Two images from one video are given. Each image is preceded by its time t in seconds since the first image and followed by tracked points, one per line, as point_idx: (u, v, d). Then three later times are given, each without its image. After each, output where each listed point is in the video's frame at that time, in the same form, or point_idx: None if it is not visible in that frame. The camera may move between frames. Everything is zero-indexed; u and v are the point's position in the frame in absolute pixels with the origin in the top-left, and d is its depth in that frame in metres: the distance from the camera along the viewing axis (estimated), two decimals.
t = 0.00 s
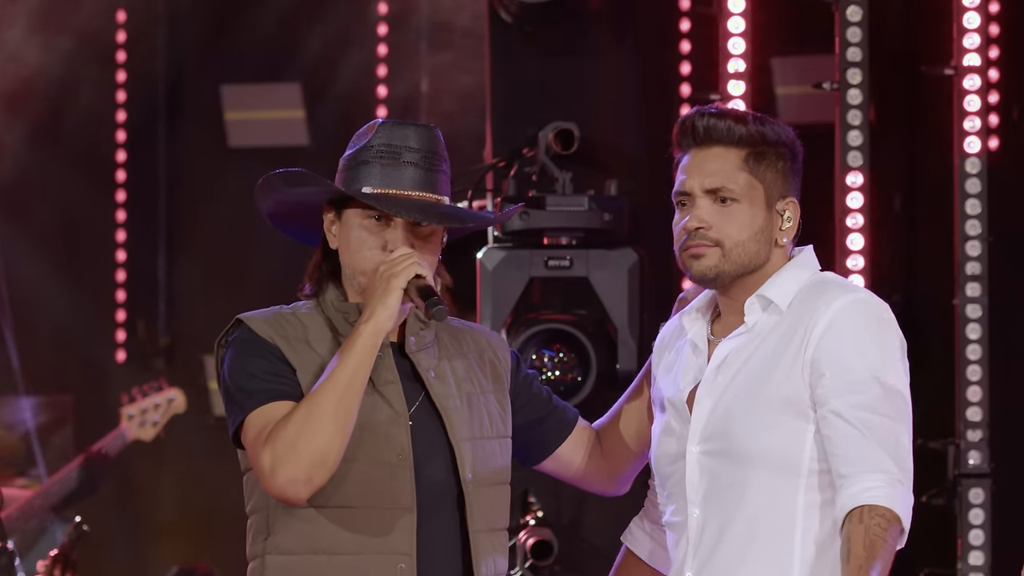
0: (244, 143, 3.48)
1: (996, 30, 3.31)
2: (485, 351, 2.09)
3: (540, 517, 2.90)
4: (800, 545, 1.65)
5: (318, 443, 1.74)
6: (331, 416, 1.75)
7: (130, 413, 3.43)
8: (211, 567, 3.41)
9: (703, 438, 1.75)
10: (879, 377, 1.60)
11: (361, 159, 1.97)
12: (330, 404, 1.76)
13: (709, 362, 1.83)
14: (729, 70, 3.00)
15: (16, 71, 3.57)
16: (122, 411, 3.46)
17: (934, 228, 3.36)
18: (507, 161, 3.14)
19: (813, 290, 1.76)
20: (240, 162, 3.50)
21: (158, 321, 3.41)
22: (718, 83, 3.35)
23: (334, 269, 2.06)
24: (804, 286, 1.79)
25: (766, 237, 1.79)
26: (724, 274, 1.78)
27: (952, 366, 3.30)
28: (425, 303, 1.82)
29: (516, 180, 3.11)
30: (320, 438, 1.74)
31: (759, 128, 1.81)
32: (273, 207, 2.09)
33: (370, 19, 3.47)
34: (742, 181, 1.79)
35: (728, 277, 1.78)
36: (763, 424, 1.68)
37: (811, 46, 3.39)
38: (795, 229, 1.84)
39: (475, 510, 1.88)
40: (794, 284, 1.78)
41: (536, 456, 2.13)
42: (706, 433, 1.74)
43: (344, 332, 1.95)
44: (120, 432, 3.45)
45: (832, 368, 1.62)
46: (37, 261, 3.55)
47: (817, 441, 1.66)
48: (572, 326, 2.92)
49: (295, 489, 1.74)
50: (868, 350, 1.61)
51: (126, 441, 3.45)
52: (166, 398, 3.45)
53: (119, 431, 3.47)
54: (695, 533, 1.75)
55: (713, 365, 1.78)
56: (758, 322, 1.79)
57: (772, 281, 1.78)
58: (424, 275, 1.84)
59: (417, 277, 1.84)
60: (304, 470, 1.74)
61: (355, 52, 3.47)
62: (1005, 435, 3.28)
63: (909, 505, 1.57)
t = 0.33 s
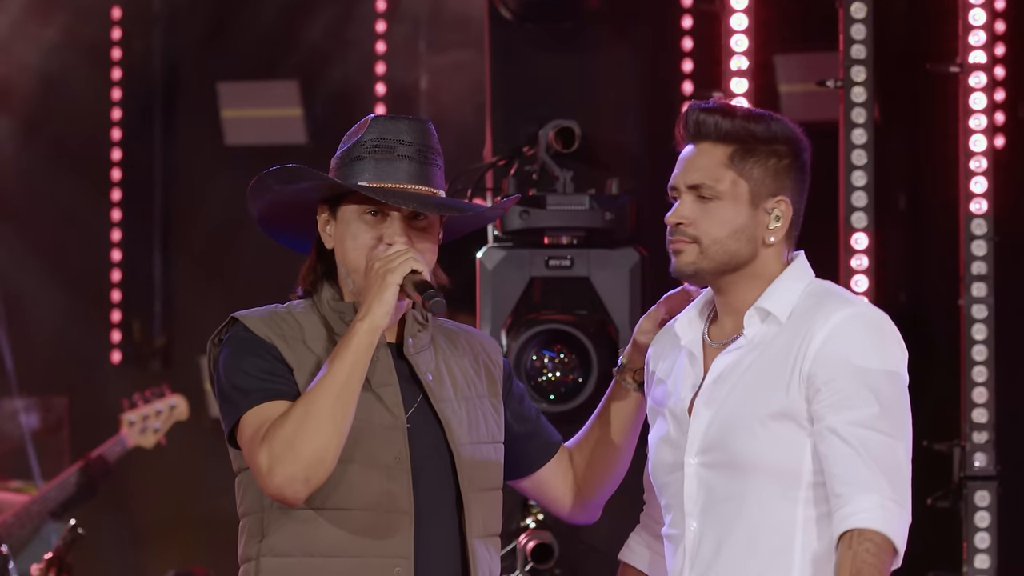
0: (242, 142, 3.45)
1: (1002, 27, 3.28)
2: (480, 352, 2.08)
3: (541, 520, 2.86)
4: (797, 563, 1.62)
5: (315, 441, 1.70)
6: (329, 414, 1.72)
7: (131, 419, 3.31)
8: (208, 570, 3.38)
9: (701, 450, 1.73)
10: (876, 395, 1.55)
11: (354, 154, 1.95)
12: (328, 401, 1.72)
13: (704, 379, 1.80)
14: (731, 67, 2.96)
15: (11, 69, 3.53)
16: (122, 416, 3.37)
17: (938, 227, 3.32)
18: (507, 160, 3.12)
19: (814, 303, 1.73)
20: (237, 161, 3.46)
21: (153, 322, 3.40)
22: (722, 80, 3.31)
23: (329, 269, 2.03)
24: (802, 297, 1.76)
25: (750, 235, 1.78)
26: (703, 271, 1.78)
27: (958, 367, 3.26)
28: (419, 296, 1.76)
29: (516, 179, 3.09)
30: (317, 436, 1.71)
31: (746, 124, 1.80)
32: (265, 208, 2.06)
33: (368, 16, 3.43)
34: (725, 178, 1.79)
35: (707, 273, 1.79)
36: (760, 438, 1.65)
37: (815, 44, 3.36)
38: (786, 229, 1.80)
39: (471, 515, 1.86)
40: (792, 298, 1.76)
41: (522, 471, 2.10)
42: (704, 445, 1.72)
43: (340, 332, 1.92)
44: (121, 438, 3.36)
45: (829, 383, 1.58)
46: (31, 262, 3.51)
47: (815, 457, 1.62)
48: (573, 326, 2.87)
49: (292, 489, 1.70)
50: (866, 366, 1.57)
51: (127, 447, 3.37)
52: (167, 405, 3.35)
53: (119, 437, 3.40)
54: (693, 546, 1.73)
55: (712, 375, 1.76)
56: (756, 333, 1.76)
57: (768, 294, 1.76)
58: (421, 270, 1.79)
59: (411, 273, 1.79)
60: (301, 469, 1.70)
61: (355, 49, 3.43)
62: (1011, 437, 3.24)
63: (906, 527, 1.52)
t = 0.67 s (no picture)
0: (238, 140, 3.41)
1: (1007, 24, 3.23)
2: (474, 355, 2.06)
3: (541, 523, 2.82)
4: None
5: (314, 447, 1.67)
6: (327, 419, 1.68)
7: (130, 422, 3.32)
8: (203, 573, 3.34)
9: (699, 464, 1.72)
10: (875, 415, 1.56)
11: (342, 155, 1.92)
12: (327, 406, 1.69)
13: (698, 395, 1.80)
14: (734, 65, 2.92)
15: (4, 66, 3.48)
16: (122, 419, 3.35)
17: (943, 225, 3.28)
18: (507, 158, 3.08)
19: (812, 316, 1.71)
20: (233, 160, 3.42)
21: (148, 322, 3.38)
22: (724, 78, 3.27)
23: (323, 268, 1.98)
24: (800, 307, 1.75)
25: (719, 241, 1.79)
26: (672, 271, 1.83)
27: (962, 367, 3.22)
28: (419, 301, 1.74)
29: (516, 178, 3.05)
30: (315, 442, 1.67)
31: (728, 128, 1.80)
32: (259, 208, 2.02)
33: (366, 12, 3.38)
34: (700, 181, 1.81)
35: (677, 273, 1.83)
36: (757, 455, 1.65)
37: (818, 41, 3.32)
38: (761, 239, 1.80)
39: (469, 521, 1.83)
40: (791, 311, 1.74)
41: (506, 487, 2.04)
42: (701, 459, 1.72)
43: (336, 334, 1.88)
44: (120, 441, 3.35)
45: (827, 402, 1.58)
46: (25, 263, 3.47)
47: (811, 475, 1.62)
48: (573, 327, 2.83)
49: (290, 495, 1.67)
50: (864, 386, 1.57)
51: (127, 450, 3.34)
52: (168, 407, 3.34)
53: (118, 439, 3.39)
54: (690, 562, 1.72)
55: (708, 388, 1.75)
56: (752, 345, 1.75)
57: (767, 306, 1.75)
58: (418, 273, 1.76)
59: (410, 276, 1.76)
60: (300, 476, 1.67)
61: (352, 46, 3.39)
62: (1016, 439, 3.20)
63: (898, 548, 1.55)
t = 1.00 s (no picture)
0: (235, 139, 3.37)
1: (1013, 21, 3.19)
2: (471, 362, 2.04)
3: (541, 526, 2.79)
4: None
5: (313, 450, 1.63)
6: (327, 422, 1.65)
7: (129, 425, 3.26)
8: None
9: (701, 469, 1.72)
10: (879, 425, 1.53)
11: (333, 157, 1.89)
12: (326, 408, 1.65)
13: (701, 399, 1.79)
14: (737, 62, 2.88)
15: None
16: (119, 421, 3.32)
17: (949, 225, 3.24)
18: (507, 157, 3.03)
19: (815, 321, 1.69)
20: (230, 158, 3.39)
21: (144, 322, 3.33)
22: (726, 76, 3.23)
23: (320, 269, 1.95)
24: (803, 311, 1.72)
25: (716, 248, 1.78)
26: (671, 279, 1.82)
27: (968, 369, 3.18)
28: (420, 302, 1.72)
29: (516, 177, 3.02)
30: (314, 445, 1.63)
31: (718, 133, 1.78)
32: (254, 209, 1.98)
33: (364, 9, 3.35)
34: (693, 188, 1.79)
35: (677, 281, 1.82)
36: (760, 463, 1.64)
37: (821, 39, 3.28)
38: (758, 243, 1.77)
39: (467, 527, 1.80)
40: (793, 315, 1.71)
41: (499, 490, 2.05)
42: (703, 466, 1.71)
43: (335, 337, 1.85)
44: (119, 445, 3.31)
45: (830, 412, 1.56)
46: (19, 264, 3.44)
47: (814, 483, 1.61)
48: (573, 328, 2.82)
49: (289, 499, 1.64)
50: (869, 396, 1.54)
51: (125, 453, 3.31)
52: (167, 411, 3.32)
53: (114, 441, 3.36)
54: (692, 567, 1.72)
55: (710, 393, 1.74)
56: (754, 350, 1.74)
57: (767, 312, 1.73)
58: (417, 272, 1.72)
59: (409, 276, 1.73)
60: (299, 479, 1.63)
61: (351, 44, 3.35)
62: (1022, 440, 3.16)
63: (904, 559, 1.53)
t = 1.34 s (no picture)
0: (232, 137, 3.34)
1: (1019, 18, 3.13)
2: (472, 366, 2.04)
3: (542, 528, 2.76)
4: None
5: (314, 454, 1.60)
6: (329, 425, 1.61)
7: (127, 427, 3.20)
8: None
9: (709, 474, 1.69)
10: (886, 434, 1.50)
11: (332, 158, 1.87)
12: (327, 412, 1.62)
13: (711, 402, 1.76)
14: (739, 60, 2.84)
15: None
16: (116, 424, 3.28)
17: (954, 224, 3.20)
18: (506, 155, 3.00)
19: (826, 327, 1.65)
20: (227, 157, 3.35)
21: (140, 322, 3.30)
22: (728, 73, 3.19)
23: (322, 270, 1.92)
24: (816, 316, 1.69)
25: (725, 252, 1.75)
26: (682, 283, 1.80)
27: (974, 369, 3.15)
28: (425, 305, 1.66)
29: (517, 175, 2.99)
30: (315, 449, 1.60)
31: (725, 136, 1.75)
32: (255, 211, 1.95)
33: (362, 6, 3.31)
34: (701, 192, 1.77)
35: (688, 285, 1.80)
36: (765, 469, 1.61)
37: (824, 35, 3.24)
38: (768, 246, 1.75)
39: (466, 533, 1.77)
40: (804, 320, 1.68)
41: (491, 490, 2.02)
42: (709, 469, 1.68)
43: (337, 339, 1.82)
44: (115, 447, 3.24)
45: (837, 419, 1.53)
46: (15, 262, 3.40)
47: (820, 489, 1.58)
48: (574, 329, 2.78)
49: (290, 503, 1.60)
50: (877, 404, 1.51)
51: (122, 455, 3.26)
52: (166, 412, 3.23)
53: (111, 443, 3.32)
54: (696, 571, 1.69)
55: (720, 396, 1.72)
56: (764, 353, 1.71)
57: (779, 316, 1.69)
58: (421, 275, 1.70)
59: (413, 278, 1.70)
60: (299, 484, 1.59)
61: (349, 41, 3.31)
62: None
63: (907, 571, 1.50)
